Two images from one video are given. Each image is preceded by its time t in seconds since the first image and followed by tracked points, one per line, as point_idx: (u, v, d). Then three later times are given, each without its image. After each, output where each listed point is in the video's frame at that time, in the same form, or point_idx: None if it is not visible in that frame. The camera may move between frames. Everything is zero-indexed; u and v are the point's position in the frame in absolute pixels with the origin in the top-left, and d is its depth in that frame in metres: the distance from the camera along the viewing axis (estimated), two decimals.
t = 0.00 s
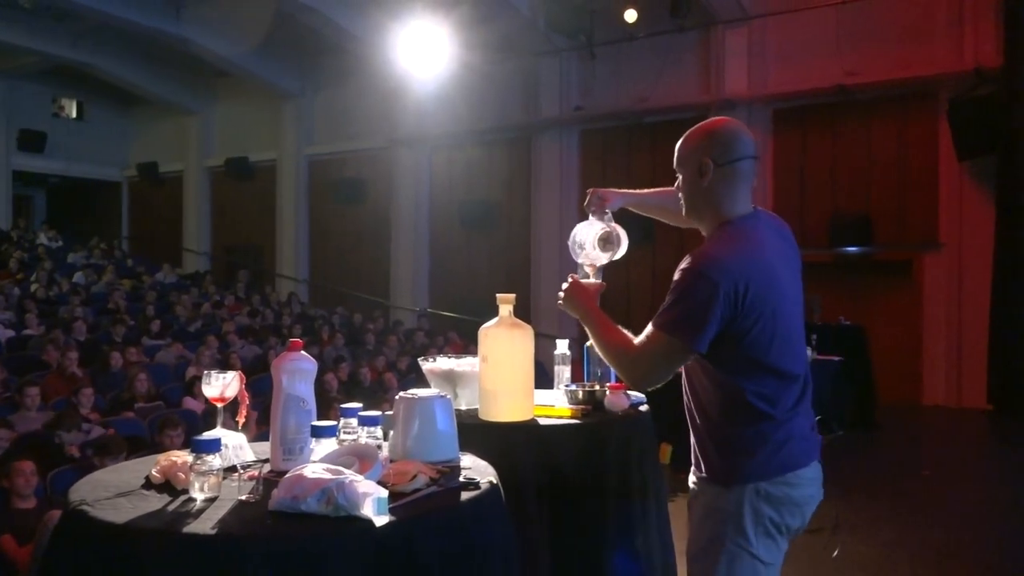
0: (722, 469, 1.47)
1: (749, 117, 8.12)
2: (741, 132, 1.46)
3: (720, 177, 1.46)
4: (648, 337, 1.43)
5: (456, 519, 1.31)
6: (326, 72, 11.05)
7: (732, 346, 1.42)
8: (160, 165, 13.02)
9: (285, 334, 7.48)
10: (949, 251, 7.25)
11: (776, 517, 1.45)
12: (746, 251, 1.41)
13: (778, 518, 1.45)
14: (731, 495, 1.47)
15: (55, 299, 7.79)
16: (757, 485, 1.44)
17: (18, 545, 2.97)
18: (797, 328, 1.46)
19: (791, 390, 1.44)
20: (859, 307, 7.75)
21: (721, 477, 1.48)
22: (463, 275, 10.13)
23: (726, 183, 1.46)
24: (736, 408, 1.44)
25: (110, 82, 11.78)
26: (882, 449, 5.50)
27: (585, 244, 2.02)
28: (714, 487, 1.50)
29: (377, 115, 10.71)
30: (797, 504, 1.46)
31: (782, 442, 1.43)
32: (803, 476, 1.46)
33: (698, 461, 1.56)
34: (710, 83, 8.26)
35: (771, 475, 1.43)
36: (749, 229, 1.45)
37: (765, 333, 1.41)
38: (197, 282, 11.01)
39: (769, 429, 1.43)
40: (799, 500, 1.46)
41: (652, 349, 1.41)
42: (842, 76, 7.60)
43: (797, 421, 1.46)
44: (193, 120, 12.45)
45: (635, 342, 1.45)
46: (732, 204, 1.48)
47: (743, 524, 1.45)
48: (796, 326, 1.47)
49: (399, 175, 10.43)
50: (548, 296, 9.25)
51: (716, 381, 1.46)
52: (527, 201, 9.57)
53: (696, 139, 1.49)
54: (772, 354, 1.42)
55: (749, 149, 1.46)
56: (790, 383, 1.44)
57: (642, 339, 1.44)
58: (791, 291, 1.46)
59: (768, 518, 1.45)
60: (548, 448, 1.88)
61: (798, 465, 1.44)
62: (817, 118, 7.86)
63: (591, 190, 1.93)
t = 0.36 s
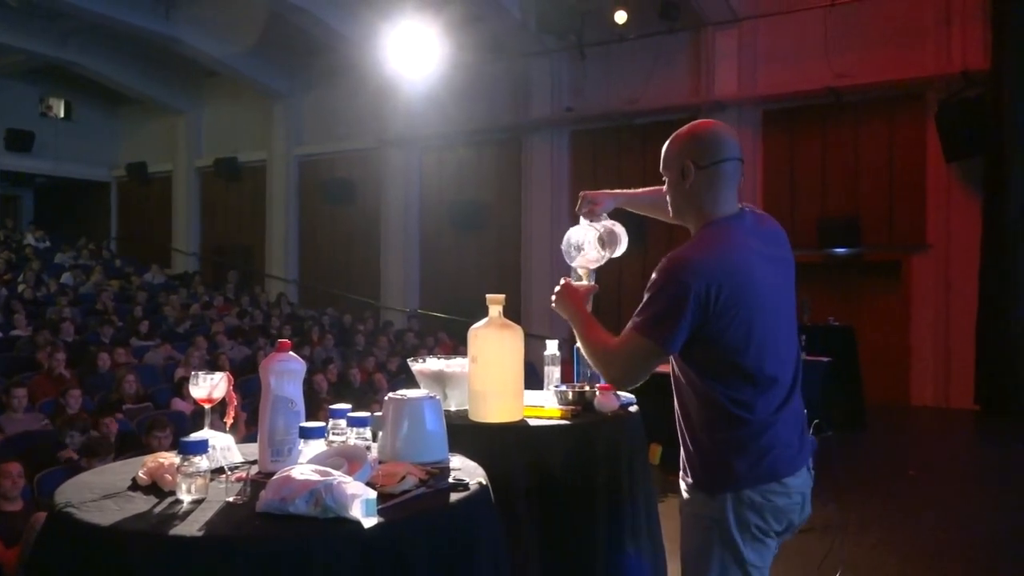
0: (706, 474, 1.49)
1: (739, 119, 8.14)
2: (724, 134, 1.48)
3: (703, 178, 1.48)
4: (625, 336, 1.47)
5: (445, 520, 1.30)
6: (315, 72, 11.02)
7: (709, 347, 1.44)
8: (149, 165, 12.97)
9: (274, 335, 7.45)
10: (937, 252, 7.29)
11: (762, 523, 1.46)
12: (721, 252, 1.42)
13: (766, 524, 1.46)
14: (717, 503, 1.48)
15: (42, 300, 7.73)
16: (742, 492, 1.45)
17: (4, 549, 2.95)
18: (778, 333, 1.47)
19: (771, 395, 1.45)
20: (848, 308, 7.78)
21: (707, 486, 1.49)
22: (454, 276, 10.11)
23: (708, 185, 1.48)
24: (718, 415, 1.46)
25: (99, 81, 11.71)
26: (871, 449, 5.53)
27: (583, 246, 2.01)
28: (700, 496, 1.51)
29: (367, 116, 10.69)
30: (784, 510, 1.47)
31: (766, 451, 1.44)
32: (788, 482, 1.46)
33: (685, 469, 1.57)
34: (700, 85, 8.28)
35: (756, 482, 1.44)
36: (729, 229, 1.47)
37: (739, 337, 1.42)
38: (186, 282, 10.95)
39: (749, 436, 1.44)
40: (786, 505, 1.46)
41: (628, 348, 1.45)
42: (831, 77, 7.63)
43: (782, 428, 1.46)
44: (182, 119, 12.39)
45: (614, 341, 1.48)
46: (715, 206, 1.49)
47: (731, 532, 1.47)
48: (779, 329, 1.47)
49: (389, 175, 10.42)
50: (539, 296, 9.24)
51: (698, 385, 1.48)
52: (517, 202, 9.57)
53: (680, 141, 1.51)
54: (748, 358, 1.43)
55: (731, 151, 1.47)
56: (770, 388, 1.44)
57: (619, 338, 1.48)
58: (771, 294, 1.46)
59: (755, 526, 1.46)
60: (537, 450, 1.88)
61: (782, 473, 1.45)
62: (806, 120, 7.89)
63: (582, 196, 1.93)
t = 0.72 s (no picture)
0: (700, 469, 1.49)
1: (733, 113, 8.14)
2: (725, 127, 1.48)
3: (704, 172, 1.48)
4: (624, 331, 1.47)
5: (442, 514, 1.30)
6: (310, 66, 10.99)
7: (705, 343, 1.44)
8: (142, 159, 12.92)
9: (269, 330, 7.44)
10: (931, 246, 7.30)
11: (759, 515, 1.46)
12: (720, 247, 1.42)
13: (764, 517, 1.47)
14: (712, 496, 1.48)
15: (35, 295, 7.71)
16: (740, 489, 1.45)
17: None
18: (775, 330, 1.46)
19: (767, 391, 1.44)
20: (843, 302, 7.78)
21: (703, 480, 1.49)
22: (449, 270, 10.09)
23: (708, 180, 1.48)
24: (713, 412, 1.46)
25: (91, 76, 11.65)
26: (865, 443, 5.54)
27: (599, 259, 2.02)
28: (696, 491, 1.51)
29: (361, 110, 10.66)
30: (781, 502, 1.47)
31: (762, 447, 1.44)
32: (784, 477, 1.46)
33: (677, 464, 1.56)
34: (695, 79, 8.28)
35: (753, 477, 1.44)
36: (730, 224, 1.46)
37: (734, 331, 1.42)
38: (180, 277, 10.92)
39: (744, 431, 1.44)
40: (782, 497, 1.47)
41: (624, 344, 1.45)
42: (826, 71, 7.63)
43: (778, 422, 1.46)
44: (175, 113, 12.34)
45: (613, 335, 1.49)
46: (717, 200, 1.49)
47: (728, 526, 1.47)
48: (777, 325, 1.47)
49: (384, 170, 10.39)
50: (533, 290, 9.24)
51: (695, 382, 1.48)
52: (512, 197, 9.56)
53: (682, 135, 1.51)
54: (743, 354, 1.43)
55: (733, 145, 1.47)
56: (766, 384, 1.44)
57: (617, 333, 1.48)
58: (769, 291, 1.46)
59: (753, 518, 1.46)
60: (532, 443, 1.87)
61: (778, 467, 1.45)
62: (800, 114, 7.89)
63: (602, 204, 2.01)
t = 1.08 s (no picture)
0: (699, 445, 1.51)
1: (730, 105, 8.14)
2: (729, 124, 1.51)
3: (708, 166, 1.51)
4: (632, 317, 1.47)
5: (438, 504, 1.30)
6: (305, 58, 10.95)
7: (711, 328, 1.46)
8: (137, 151, 12.88)
9: (266, 322, 7.43)
10: (927, 237, 7.32)
11: (757, 492, 1.48)
12: (728, 235, 1.44)
13: (761, 493, 1.48)
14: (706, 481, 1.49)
15: (31, 287, 7.69)
16: (739, 464, 1.47)
17: None
18: (775, 315, 1.49)
19: (768, 373, 1.47)
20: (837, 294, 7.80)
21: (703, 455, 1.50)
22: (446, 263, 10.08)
23: (712, 174, 1.51)
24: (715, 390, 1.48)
25: (85, 67, 11.60)
26: (861, 433, 5.56)
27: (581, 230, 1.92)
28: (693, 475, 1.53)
29: (357, 102, 10.63)
30: (776, 480, 1.49)
31: (760, 426, 1.46)
32: (780, 455, 1.49)
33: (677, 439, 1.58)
34: (691, 71, 8.27)
35: (752, 454, 1.46)
36: (734, 215, 1.49)
37: (740, 316, 1.44)
38: (176, 269, 10.90)
39: (744, 410, 1.46)
40: (778, 476, 1.49)
41: (633, 330, 1.46)
42: (822, 63, 7.62)
43: (776, 402, 1.49)
44: (171, 105, 12.30)
45: (619, 323, 1.49)
46: (720, 193, 1.52)
47: (726, 501, 1.48)
48: (777, 312, 1.50)
49: (380, 162, 10.37)
50: (531, 282, 9.24)
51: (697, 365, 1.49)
52: (509, 189, 9.55)
53: (686, 131, 1.54)
54: (746, 338, 1.45)
55: (736, 141, 1.51)
56: (767, 367, 1.47)
57: (623, 321, 1.49)
58: (771, 279, 1.49)
59: (751, 493, 1.48)
60: (528, 434, 1.87)
61: (775, 446, 1.48)
62: (797, 106, 7.89)
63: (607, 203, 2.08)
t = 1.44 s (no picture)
0: (704, 430, 1.57)
1: (726, 99, 8.15)
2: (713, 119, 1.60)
3: (702, 161, 1.58)
4: (671, 316, 1.50)
5: (433, 496, 1.31)
6: (301, 51, 10.91)
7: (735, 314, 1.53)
8: (132, 144, 12.83)
9: (261, 316, 7.42)
10: (922, 232, 7.33)
11: (755, 477, 1.56)
12: (738, 221, 1.53)
13: (759, 479, 1.56)
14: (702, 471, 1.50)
15: (26, 281, 7.67)
16: (743, 450, 1.54)
17: None
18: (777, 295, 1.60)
19: (777, 355, 1.56)
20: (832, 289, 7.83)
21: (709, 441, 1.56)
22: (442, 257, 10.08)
23: (707, 168, 1.58)
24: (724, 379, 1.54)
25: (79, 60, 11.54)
26: (855, 428, 5.59)
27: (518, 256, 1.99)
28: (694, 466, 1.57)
29: (353, 96, 10.60)
30: (775, 465, 1.57)
31: (762, 413, 1.54)
32: (781, 439, 1.57)
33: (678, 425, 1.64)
34: (688, 65, 8.25)
35: (756, 440, 1.54)
36: (733, 204, 1.58)
37: (759, 296, 1.54)
38: (172, 263, 10.87)
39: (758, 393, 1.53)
40: (776, 462, 1.57)
41: (675, 327, 1.49)
42: (819, 57, 7.62)
43: (778, 389, 1.57)
44: (166, 98, 12.25)
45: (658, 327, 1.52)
46: (715, 185, 1.59)
47: (726, 483, 1.55)
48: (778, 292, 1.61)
49: (377, 156, 10.35)
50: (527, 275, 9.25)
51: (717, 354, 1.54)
52: (505, 183, 9.53)
53: (675, 131, 1.61)
54: (763, 317, 1.55)
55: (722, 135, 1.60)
56: (776, 348, 1.56)
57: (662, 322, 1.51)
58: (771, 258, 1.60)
59: (750, 479, 1.55)
60: (523, 427, 1.88)
61: (777, 430, 1.56)
62: (792, 100, 7.89)
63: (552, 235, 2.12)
